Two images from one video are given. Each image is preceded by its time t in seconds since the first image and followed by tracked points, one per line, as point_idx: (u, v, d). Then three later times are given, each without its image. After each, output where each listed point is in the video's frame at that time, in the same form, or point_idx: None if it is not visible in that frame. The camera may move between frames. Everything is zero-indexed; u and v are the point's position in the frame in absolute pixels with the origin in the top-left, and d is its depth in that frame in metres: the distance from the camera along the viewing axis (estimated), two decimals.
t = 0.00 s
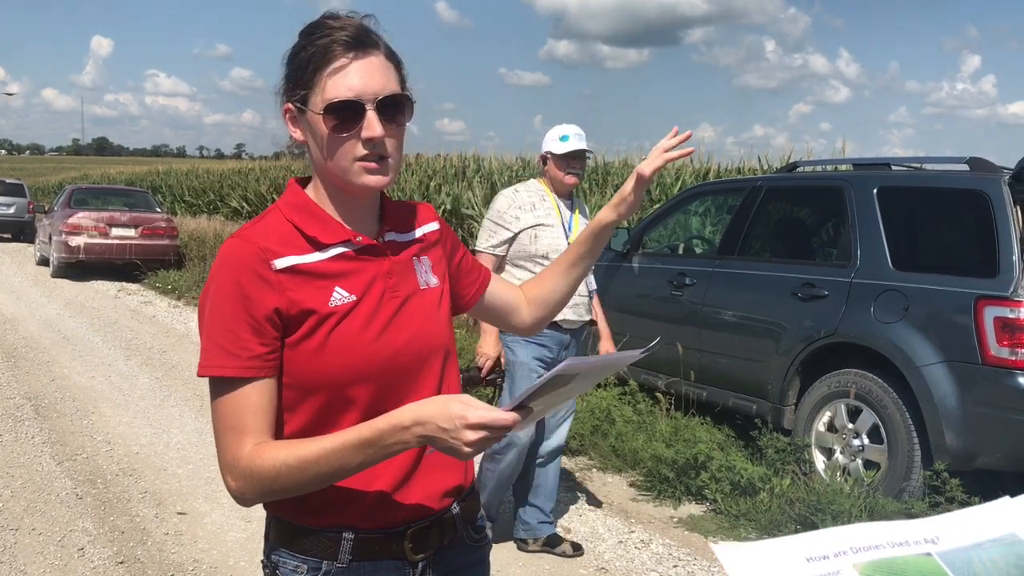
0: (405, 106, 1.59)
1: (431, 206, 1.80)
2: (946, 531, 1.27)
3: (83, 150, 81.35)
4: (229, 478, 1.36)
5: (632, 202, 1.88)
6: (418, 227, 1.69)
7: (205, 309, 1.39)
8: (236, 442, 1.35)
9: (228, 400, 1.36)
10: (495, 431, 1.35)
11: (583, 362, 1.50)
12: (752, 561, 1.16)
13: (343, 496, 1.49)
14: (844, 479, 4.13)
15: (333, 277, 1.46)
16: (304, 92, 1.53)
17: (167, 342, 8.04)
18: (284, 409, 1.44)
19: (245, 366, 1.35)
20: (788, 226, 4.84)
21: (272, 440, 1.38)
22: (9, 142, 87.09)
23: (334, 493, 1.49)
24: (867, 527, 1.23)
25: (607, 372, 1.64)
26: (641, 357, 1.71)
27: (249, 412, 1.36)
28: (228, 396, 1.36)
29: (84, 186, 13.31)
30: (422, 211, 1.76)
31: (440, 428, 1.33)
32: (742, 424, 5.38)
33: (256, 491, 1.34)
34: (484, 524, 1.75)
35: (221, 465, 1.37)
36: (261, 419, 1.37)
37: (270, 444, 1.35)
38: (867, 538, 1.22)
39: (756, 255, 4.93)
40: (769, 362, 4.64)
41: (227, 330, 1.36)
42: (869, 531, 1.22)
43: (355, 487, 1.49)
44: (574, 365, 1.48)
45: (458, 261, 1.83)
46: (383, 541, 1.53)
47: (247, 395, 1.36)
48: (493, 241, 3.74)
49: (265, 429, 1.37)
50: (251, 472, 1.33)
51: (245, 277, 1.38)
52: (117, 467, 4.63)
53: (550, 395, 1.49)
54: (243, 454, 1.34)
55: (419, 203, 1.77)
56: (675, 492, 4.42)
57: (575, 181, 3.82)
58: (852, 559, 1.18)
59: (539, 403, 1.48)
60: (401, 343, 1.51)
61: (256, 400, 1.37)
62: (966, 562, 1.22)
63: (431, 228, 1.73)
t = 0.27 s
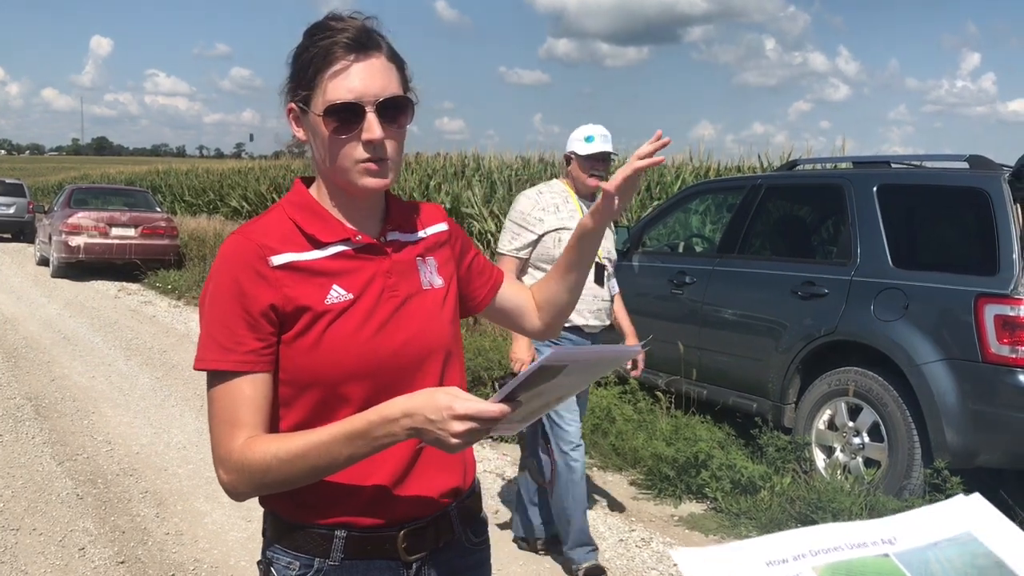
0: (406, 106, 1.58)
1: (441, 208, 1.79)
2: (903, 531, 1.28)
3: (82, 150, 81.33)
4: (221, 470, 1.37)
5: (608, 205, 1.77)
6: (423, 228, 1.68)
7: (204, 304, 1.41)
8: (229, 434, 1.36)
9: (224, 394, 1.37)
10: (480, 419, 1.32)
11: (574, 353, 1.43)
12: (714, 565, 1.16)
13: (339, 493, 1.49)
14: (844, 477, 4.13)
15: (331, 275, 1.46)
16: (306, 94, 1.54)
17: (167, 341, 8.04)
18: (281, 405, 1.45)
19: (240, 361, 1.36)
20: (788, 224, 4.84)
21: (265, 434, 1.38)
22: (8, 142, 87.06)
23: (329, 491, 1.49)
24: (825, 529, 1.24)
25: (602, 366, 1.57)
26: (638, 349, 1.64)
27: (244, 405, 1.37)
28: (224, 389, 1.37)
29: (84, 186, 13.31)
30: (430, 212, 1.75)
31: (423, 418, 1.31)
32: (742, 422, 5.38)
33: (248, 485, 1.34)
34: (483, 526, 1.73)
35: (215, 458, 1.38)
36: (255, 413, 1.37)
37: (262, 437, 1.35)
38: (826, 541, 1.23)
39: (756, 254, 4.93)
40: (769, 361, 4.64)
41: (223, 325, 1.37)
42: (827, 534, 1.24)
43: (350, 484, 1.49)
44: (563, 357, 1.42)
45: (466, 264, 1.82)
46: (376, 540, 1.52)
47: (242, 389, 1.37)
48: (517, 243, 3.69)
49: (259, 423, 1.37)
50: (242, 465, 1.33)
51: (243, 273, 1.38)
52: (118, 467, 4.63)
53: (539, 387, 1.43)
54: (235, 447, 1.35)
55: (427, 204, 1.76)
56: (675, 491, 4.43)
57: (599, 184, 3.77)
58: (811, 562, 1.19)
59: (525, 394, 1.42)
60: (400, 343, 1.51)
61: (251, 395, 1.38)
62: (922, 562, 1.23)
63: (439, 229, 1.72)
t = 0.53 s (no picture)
0: (408, 106, 1.58)
1: (448, 209, 1.78)
2: (865, 537, 1.28)
3: (83, 149, 81.33)
4: (224, 465, 1.37)
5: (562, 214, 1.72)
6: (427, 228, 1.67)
7: (208, 300, 1.41)
8: (230, 428, 1.36)
9: (227, 388, 1.38)
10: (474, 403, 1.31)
11: (568, 329, 1.36)
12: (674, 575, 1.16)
13: (341, 487, 1.49)
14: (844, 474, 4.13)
15: (334, 273, 1.46)
16: (309, 93, 1.54)
17: (168, 341, 8.05)
18: (282, 402, 1.45)
19: (243, 357, 1.36)
20: (789, 221, 4.84)
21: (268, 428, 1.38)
22: (8, 142, 87.07)
23: (329, 487, 1.49)
24: (785, 540, 1.24)
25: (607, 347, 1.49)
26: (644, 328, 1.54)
27: (246, 400, 1.37)
28: (227, 384, 1.38)
29: (84, 186, 13.31)
30: (437, 213, 1.74)
31: (420, 402, 1.30)
32: (743, 419, 5.38)
33: (250, 478, 1.35)
34: (484, 524, 1.73)
35: (217, 452, 1.38)
36: (258, 408, 1.38)
37: (264, 430, 1.35)
38: (787, 550, 1.23)
39: (756, 251, 4.92)
40: (770, 358, 4.64)
41: (226, 321, 1.37)
42: (788, 544, 1.24)
43: (352, 478, 1.50)
44: (555, 333, 1.34)
45: (469, 264, 1.81)
46: (375, 538, 1.52)
47: (245, 384, 1.38)
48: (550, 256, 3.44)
49: (262, 417, 1.37)
50: (244, 458, 1.34)
51: (246, 269, 1.39)
52: (119, 466, 4.63)
53: (533, 367, 1.36)
54: (236, 441, 1.35)
55: (432, 204, 1.76)
56: (676, 488, 4.43)
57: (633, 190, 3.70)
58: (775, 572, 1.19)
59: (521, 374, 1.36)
60: (402, 341, 1.50)
61: (254, 390, 1.38)
62: (885, 568, 1.23)
63: (446, 230, 1.71)
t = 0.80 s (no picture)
0: (407, 108, 1.58)
1: (449, 210, 1.78)
2: (862, 542, 1.29)
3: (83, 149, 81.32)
4: (224, 462, 1.37)
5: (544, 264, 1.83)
6: (427, 228, 1.67)
7: (208, 297, 1.41)
8: (230, 423, 1.36)
9: (226, 385, 1.37)
10: (471, 372, 1.32)
11: (550, 288, 1.40)
12: None
13: (341, 483, 1.49)
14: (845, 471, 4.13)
15: (333, 272, 1.46)
16: (309, 94, 1.54)
17: (168, 340, 8.05)
18: (282, 400, 1.45)
19: (242, 354, 1.36)
20: (789, 219, 4.84)
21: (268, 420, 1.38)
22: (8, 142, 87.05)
23: (329, 485, 1.49)
24: (781, 544, 1.25)
25: (595, 333, 1.46)
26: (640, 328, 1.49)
27: (246, 395, 1.37)
28: (227, 380, 1.38)
29: (84, 186, 13.31)
30: (438, 213, 1.74)
31: (418, 365, 1.31)
32: (744, 417, 5.38)
33: (251, 474, 1.35)
34: (483, 522, 1.73)
35: (217, 448, 1.38)
36: (257, 405, 1.37)
37: (264, 422, 1.35)
38: (785, 554, 1.24)
39: (756, 249, 4.92)
40: (770, 356, 4.64)
41: (225, 319, 1.37)
42: (784, 548, 1.25)
43: (352, 474, 1.49)
44: (537, 289, 1.40)
45: (471, 265, 1.81)
46: (374, 534, 1.52)
47: (245, 379, 1.37)
48: (591, 262, 3.35)
49: (261, 413, 1.37)
50: (244, 452, 1.34)
51: (245, 267, 1.39)
52: (119, 465, 4.63)
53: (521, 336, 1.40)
54: (235, 436, 1.35)
55: (433, 204, 1.75)
56: (677, 486, 4.42)
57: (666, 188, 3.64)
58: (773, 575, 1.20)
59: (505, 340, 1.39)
60: (401, 340, 1.50)
61: (254, 385, 1.38)
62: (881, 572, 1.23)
63: (446, 231, 1.70)
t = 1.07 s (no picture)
0: (407, 105, 1.58)
1: (449, 210, 1.78)
2: (874, 541, 1.30)
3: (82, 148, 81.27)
4: (236, 455, 1.35)
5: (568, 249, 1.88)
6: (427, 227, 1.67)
7: (211, 293, 1.41)
8: (238, 415, 1.35)
9: (231, 377, 1.37)
10: (477, 323, 1.31)
11: (549, 241, 1.45)
12: None
13: (342, 479, 1.49)
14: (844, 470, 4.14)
15: (334, 270, 1.46)
16: (308, 91, 1.54)
17: (168, 340, 8.05)
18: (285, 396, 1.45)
19: (245, 349, 1.36)
20: (787, 217, 4.84)
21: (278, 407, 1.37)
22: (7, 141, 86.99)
23: (328, 482, 1.49)
24: (793, 544, 1.26)
25: (597, 296, 1.48)
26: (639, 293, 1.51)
27: (253, 386, 1.36)
28: (232, 373, 1.37)
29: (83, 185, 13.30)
30: (438, 213, 1.73)
31: (424, 329, 1.30)
32: (743, 416, 5.38)
33: (258, 467, 1.33)
34: (481, 517, 1.73)
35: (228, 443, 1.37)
36: (265, 395, 1.36)
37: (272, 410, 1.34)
38: (796, 554, 1.25)
39: (755, 248, 4.92)
40: (769, 354, 4.65)
41: (227, 314, 1.37)
42: (796, 547, 1.26)
43: (353, 470, 1.49)
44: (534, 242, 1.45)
45: (472, 266, 1.80)
46: (373, 531, 1.52)
47: (252, 368, 1.36)
48: (621, 261, 3.25)
49: (273, 399, 1.37)
50: (251, 444, 1.33)
51: (247, 264, 1.39)
52: (119, 464, 4.64)
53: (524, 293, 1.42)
54: (240, 429, 1.34)
55: (433, 204, 1.75)
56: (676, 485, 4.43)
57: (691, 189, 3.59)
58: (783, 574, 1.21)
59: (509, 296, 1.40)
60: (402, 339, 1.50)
61: (261, 375, 1.37)
62: (893, 571, 1.23)
63: (446, 232, 1.70)
